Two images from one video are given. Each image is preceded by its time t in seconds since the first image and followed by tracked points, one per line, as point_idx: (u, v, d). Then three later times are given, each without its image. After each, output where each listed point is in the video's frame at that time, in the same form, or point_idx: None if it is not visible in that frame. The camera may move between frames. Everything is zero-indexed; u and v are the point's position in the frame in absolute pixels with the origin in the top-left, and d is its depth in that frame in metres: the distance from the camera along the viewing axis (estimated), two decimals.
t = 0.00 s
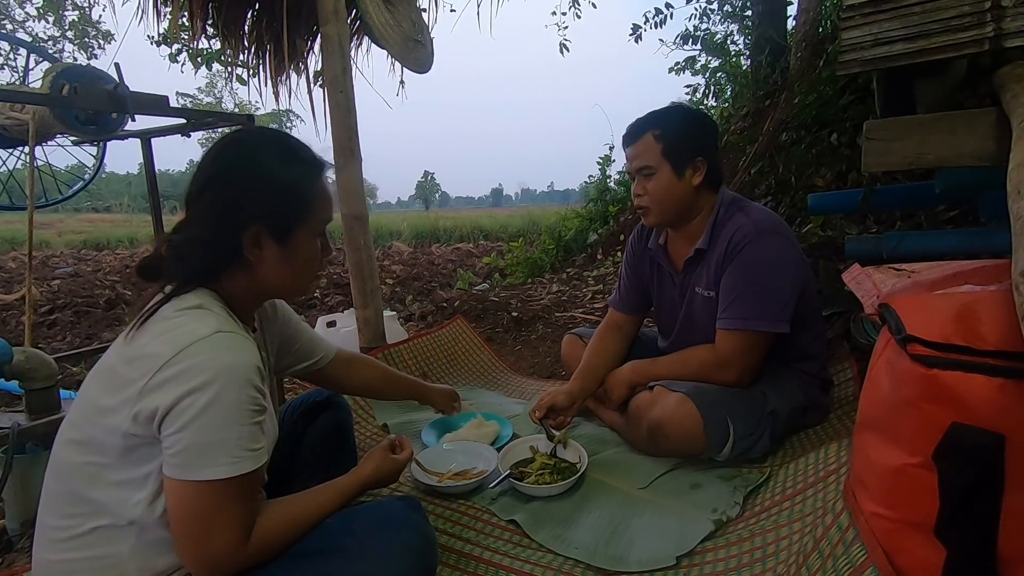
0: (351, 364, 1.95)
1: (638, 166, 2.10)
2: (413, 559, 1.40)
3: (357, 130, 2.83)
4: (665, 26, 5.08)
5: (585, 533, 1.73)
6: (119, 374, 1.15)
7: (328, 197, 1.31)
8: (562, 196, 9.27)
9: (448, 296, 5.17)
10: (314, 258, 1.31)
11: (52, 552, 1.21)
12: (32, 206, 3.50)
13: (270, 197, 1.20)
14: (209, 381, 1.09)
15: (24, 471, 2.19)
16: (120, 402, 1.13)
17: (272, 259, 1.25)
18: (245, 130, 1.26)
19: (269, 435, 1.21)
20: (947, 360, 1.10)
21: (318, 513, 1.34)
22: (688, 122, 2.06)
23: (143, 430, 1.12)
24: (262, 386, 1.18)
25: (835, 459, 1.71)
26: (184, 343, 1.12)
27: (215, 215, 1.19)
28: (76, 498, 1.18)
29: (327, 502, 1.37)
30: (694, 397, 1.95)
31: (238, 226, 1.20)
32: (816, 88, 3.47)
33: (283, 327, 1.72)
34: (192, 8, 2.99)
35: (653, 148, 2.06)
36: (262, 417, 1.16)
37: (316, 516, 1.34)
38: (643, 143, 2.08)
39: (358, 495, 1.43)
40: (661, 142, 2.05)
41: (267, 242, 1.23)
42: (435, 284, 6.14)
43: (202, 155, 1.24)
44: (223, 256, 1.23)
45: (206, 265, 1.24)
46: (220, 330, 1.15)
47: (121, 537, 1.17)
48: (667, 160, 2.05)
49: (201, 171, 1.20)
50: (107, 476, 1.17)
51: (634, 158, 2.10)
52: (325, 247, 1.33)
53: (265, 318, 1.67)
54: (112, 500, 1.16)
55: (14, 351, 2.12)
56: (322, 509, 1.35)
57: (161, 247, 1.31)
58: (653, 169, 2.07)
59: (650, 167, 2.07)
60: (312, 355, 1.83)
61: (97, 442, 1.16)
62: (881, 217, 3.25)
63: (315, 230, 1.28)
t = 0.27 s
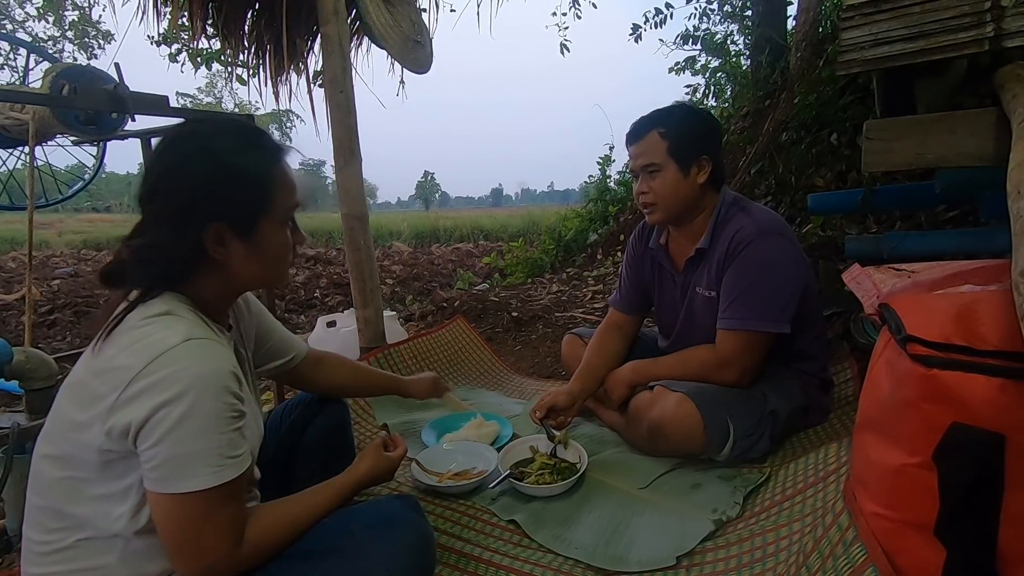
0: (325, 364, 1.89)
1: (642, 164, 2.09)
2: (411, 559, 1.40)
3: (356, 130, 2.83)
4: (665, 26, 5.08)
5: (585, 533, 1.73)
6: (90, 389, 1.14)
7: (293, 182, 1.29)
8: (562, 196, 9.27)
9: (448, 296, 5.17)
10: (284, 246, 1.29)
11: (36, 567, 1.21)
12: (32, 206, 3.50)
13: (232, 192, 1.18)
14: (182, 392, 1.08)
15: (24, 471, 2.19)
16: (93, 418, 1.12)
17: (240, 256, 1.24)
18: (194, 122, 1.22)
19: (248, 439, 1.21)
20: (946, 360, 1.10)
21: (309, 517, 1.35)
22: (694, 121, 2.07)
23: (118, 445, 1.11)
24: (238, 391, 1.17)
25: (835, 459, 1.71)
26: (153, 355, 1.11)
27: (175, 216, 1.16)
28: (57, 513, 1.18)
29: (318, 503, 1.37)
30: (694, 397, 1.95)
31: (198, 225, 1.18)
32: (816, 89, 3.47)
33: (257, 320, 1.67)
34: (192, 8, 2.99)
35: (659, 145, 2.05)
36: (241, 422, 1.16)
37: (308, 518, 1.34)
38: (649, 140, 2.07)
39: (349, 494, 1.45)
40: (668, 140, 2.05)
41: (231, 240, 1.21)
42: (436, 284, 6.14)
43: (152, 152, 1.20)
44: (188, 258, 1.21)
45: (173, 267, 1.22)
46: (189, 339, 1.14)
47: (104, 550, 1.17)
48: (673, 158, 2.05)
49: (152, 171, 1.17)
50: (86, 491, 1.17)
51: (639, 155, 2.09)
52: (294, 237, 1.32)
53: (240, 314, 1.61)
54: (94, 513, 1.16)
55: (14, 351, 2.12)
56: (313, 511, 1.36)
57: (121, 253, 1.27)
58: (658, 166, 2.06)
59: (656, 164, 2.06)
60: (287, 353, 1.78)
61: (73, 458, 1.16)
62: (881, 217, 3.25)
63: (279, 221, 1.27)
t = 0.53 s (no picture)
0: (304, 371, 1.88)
1: (656, 158, 2.06)
2: (410, 558, 1.40)
3: (356, 130, 2.83)
4: (665, 26, 5.08)
5: (585, 533, 1.73)
6: (67, 396, 1.13)
7: (255, 165, 1.28)
8: (562, 196, 9.26)
9: (448, 296, 5.17)
10: (257, 232, 1.29)
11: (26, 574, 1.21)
12: (32, 206, 3.50)
13: (192, 182, 1.18)
14: (164, 396, 1.08)
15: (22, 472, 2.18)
16: (75, 425, 1.11)
17: (209, 248, 1.25)
18: (144, 115, 1.21)
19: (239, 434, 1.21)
20: (946, 360, 1.10)
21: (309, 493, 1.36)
22: (705, 120, 2.08)
23: (103, 452, 1.11)
24: (221, 387, 1.16)
25: (835, 459, 1.71)
26: (129, 359, 1.09)
27: (138, 211, 1.17)
28: (45, 521, 1.18)
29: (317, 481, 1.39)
30: (694, 397, 1.95)
31: (161, 218, 1.18)
32: (816, 88, 3.47)
33: (238, 323, 1.67)
34: (192, 8, 2.99)
35: (676, 141, 2.04)
36: (227, 419, 1.15)
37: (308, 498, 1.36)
38: (662, 135, 2.05)
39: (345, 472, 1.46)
40: (684, 135, 2.04)
41: (198, 230, 1.22)
42: (435, 284, 6.14)
43: (110, 150, 1.20)
44: (157, 252, 1.22)
45: (144, 263, 1.22)
46: (166, 340, 1.12)
47: (95, 556, 1.17)
48: (689, 153, 2.04)
49: (109, 168, 1.17)
50: (72, 498, 1.16)
51: (651, 149, 2.06)
52: (266, 223, 1.32)
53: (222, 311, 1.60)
54: (82, 520, 1.16)
55: (13, 351, 2.12)
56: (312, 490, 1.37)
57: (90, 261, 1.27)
58: (674, 160, 2.05)
59: (671, 159, 2.05)
60: (265, 361, 1.77)
61: (57, 466, 1.15)
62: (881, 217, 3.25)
63: (247, 207, 1.26)
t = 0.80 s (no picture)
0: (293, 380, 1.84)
1: (678, 154, 2.03)
2: (411, 558, 1.40)
3: (356, 130, 2.83)
4: (665, 26, 5.08)
5: (585, 533, 1.73)
6: (73, 392, 1.13)
7: (239, 157, 1.28)
8: (562, 196, 9.25)
9: (448, 296, 5.17)
10: (246, 223, 1.28)
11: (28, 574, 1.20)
12: (32, 206, 3.50)
13: (172, 175, 1.18)
14: (180, 386, 1.10)
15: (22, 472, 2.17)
16: (84, 420, 1.12)
17: (195, 242, 1.25)
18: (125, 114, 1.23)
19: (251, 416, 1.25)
20: (946, 360, 1.10)
21: (315, 483, 1.39)
22: (723, 120, 2.07)
23: (116, 444, 1.12)
24: (231, 372, 1.19)
25: (835, 458, 1.71)
26: (138, 353, 1.10)
27: (122, 205, 1.19)
28: (50, 518, 1.18)
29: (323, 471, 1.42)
30: (694, 397, 1.95)
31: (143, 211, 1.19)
32: (816, 88, 3.47)
33: (231, 323, 1.66)
34: (192, 8, 2.99)
35: (699, 137, 2.02)
36: (242, 402, 1.19)
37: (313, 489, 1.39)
38: (684, 130, 2.03)
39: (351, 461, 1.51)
40: (708, 131, 2.03)
41: (181, 223, 1.22)
42: (435, 284, 6.14)
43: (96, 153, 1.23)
44: (144, 249, 1.23)
45: (136, 256, 1.23)
46: (174, 333, 1.14)
47: (97, 553, 1.17)
48: (710, 152, 2.03)
49: (95, 171, 1.20)
50: (77, 493, 1.17)
51: (675, 143, 2.03)
52: (253, 215, 1.31)
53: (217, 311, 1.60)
54: (88, 515, 1.17)
55: (13, 351, 2.12)
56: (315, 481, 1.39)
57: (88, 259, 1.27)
58: (696, 158, 2.03)
59: (693, 155, 2.03)
60: (256, 364, 1.77)
61: (64, 461, 1.15)
62: (881, 217, 3.25)
63: (230, 198, 1.26)
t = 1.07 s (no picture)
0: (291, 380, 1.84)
1: (685, 151, 2.04)
2: (410, 557, 1.41)
3: (356, 130, 2.82)
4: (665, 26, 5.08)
5: (585, 533, 1.73)
6: (87, 385, 1.14)
7: (247, 156, 1.28)
8: (562, 196, 9.25)
9: (448, 296, 5.17)
10: (253, 223, 1.28)
11: (29, 568, 1.20)
12: (32, 206, 3.50)
13: (182, 174, 1.19)
14: (194, 383, 1.11)
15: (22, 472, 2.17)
16: (97, 413, 1.13)
17: (204, 239, 1.25)
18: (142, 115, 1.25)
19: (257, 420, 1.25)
20: (947, 361, 1.10)
21: (313, 499, 1.39)
22: (729, 119, 2.08)
23: (127, 439, 1.13)
24: (242, 373, 1.20)
25: (835, 459, 1.71)
26: (156, 348, 1.11)
27: (132, 203, 1.19)
28: (55, 512, 1.18)
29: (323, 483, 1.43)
30: (694, 397, 1.95)
31: (152, 209, 1.19)
32: (816, 88, 3.47)
33: (234, 322, 1.67)
34: (192, 8, 2.99)
35: (705, 135, 2.03)
36: (251, 404, 1.19)
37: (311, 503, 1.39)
38: (690, 128, 2.03)
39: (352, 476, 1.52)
40: (714, 130, 2.03)
41: (191, 221, 1.22)
42: (435, 284, 6.14)
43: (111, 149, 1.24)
44: (154, 247, 1.24)
45: (149, 254, 1.24)
46: (191, 330, 1.15)
47: (102, 546, 1.17)
48: (717, 151, 2.04)
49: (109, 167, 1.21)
50: (84, 487, 1.17)
51: (684, 140, 2.03)
52: (262, 215, 1.30)
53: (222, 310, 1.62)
54: (95, 509, 1.17)
55: (13, 350, 2.12)
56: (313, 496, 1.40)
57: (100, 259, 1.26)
58: (702, 155, 2.03)
59: (700, 153, 2.03)
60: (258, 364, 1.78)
61: (73, 455, 1.16)
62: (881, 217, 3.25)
63: (239, 196, 1.25)
